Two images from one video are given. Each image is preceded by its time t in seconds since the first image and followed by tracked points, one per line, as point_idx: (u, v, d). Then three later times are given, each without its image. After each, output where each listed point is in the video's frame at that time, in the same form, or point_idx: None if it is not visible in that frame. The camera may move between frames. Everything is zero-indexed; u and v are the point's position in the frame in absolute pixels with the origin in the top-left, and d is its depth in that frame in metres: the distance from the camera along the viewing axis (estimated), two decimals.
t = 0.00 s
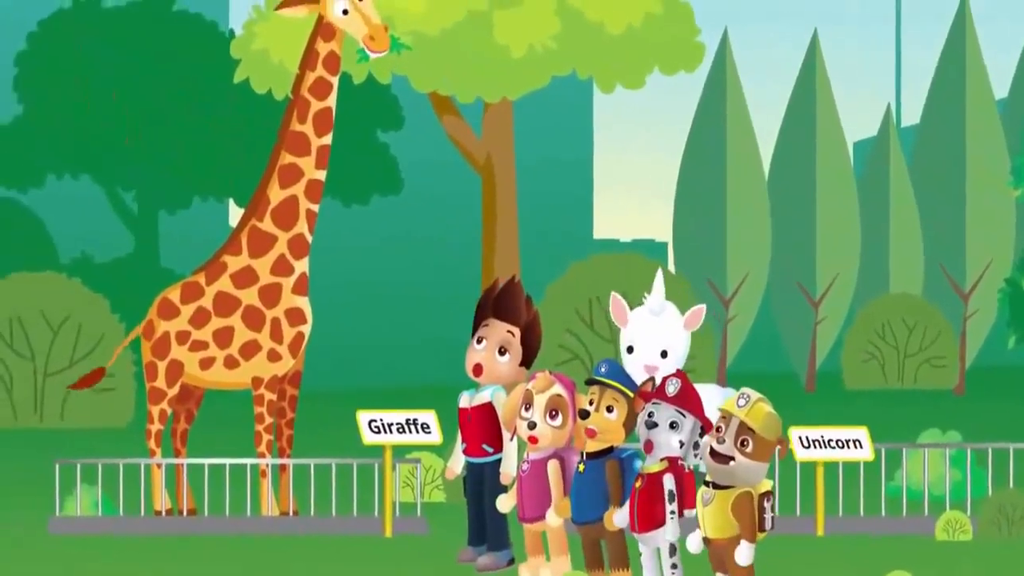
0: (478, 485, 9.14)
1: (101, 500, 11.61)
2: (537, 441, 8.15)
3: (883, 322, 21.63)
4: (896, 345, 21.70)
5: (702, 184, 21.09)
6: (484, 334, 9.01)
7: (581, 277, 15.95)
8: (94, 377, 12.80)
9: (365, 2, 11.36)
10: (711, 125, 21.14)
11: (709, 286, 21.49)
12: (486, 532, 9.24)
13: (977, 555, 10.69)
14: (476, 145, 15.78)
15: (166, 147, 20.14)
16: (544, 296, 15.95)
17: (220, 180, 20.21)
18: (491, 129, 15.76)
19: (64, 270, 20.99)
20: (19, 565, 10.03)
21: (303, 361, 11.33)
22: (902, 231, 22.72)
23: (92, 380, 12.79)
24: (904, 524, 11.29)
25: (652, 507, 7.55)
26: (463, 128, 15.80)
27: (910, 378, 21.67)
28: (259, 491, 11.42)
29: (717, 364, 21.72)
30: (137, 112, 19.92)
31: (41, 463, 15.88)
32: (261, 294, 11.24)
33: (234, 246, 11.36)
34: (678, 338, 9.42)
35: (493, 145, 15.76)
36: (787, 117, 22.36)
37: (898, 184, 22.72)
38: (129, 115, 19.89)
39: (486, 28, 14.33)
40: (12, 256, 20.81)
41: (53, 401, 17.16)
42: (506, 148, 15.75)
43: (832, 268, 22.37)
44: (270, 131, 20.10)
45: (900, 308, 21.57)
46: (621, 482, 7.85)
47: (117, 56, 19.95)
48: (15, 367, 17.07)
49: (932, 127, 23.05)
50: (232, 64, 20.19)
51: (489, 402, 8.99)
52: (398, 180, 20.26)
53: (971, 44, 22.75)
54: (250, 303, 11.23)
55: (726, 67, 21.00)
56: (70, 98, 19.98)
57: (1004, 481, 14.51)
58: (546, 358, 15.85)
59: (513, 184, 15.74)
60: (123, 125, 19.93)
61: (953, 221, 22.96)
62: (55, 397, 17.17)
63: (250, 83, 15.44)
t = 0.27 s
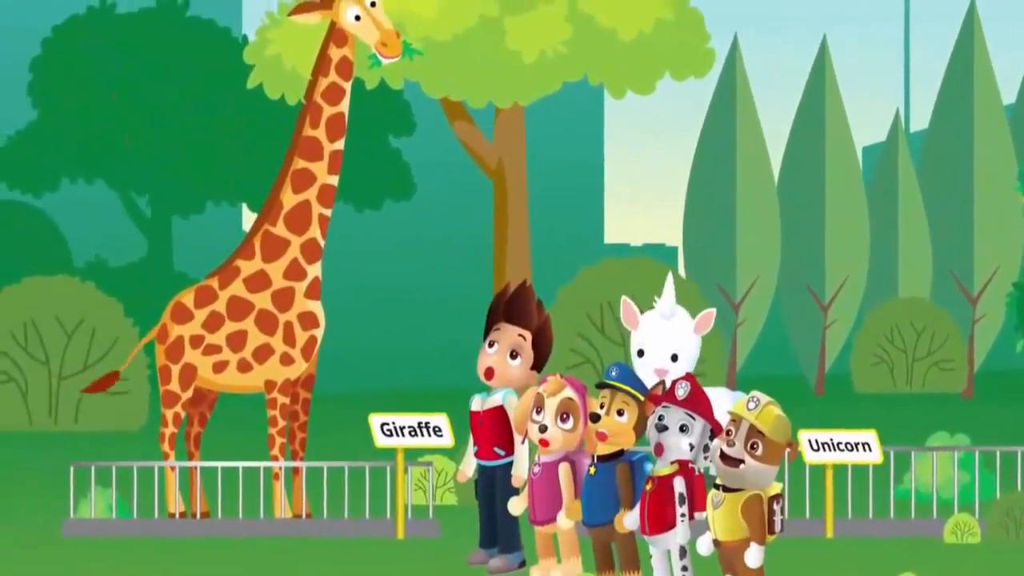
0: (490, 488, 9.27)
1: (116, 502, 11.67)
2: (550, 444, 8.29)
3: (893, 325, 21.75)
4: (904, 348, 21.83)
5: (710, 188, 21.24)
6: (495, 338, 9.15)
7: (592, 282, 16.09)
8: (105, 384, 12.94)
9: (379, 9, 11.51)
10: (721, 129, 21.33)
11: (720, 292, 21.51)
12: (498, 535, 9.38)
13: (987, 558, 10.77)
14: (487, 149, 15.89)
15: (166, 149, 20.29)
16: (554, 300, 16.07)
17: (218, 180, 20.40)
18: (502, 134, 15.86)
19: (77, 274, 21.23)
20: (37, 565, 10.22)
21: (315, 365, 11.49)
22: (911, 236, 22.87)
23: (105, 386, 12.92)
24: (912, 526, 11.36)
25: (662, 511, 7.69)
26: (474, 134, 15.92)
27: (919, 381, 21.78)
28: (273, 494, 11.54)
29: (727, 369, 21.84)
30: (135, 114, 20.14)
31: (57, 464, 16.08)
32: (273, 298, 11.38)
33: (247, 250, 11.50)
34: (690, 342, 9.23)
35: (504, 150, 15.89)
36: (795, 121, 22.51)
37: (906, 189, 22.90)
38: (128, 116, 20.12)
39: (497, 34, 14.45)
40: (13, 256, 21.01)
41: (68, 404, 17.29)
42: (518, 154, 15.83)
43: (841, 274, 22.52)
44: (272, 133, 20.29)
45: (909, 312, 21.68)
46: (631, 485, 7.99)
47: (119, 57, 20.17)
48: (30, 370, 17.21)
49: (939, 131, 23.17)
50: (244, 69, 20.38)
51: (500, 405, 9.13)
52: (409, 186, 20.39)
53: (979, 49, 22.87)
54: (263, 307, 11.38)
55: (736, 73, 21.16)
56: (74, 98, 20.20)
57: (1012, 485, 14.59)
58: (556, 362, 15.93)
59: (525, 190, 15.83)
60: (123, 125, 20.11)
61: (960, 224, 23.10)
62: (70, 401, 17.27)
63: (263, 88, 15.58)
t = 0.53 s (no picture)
0: (496, 489, 9.32)
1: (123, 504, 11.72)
2: (556, 446, 8.33)
3: (897, 327, 21.81)
4: (908, 350, 21.88)
5: (715, 190, 21.28)
6: (501, 340, 9.21)
7: (595, 284, 16.09)
8: (136, 406, 13.07)
9: (384, 16, 11.58)
10: (727, 132, 21.38)
11: (725, 292, 21.82)
12: (504, 535, 9.43)
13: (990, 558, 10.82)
14: (493, 151, 15.84)
15: (168, 150, 20.40)
16: (561, 301, 16.12)
17: (220, 181, 20.64)
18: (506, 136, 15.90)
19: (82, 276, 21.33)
20: (46, 565, 10.31)
21: (321, 366, 11.56)
22: (916, 238, 22.91)
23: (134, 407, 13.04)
24: (916, 527, 11.39)
25: (668, 512, 7.74)
26: (480, 136, 15.97)
27: (922, 383, 21.86)
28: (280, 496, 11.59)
29: (731, 371, 21.92)
30: (139, 115, 20.18)
31: (64, 465, 16.16)
32: (280, 300, 11.46)
33: (254, 252, 11.56)
34: (706, 354, 8.95)
35: (509, 151, 15.82)
36: (799, 124, 22.59)
37: (911, 191, 22.94)
38: (132, 117, 20.16)
39: (504, 37, 14.52)
40: (13, 256, 21.12)
41: (75, 404, 17.25)
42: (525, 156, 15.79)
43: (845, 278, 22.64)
44: (273, 134, 20.42)
45: (914, 314, 21.74)
46: (637, 486, 8.03)
47: (123, 58, 20.22)
48: (38, 372, 17.26)
49: (942, 134, 23.21)
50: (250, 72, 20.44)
51: (506, 407, 9.18)
52: (415, 189, 20.43)
53: (983, 52, 22.91)
54: (269, 309, 11.45)
55: (741, 77, 21.23)
56: (78, 100, 20.28)
57: (1016, 486, 14.64)
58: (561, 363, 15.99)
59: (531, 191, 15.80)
60: (128, 127, 20.16)
61: (963, 227, 23.14)
62: (77, 402, 17.25)
63: (270, 90, 15.63)
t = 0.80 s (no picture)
0: (497, 489, 9.32)
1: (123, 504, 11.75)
2: (556, 446, 8.34)
3: (897, 327, 21.81)
4: (908, 351, 21.89)
5: (715, 190, 21.32)
6: (502, 340, 9.21)
7: (595, 284, 16.07)
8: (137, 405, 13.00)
9: (385, 15, 11.59)
10: (727, 133, 21.42)
11: (723, 291, 21.69)
12: (504, 536, 9.43)
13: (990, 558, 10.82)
14: (493, 151, 15.87)
15: (167, 150, 20.40)
16: (561, 302, 16.12)
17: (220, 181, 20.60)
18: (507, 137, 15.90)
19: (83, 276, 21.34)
20: (46, 565, 10.33)
21: (322, 366, 11.56)
22: (917, 239, 22.90)
23: (132, 403, 12.97)
24: (916, 528, 11.40)
25: (668, 513, 7.75)
26: (481, 137, 15.97)
27: (923, 383, 21.87)
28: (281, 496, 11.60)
29: (731, 371, 21.93)
30: (139, 114, 20.18)
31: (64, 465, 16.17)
32: (280, 300, 11.46)
33: (254, 253, 11.56)
34: (704, 352, 8.96)
35: (509, 152, 15.83)
36: (799, 125, 22.64)
37: (912, 191, 22.95)
38: (132, 117, 20.17)
39: (504, 38, 14.52)
40: (13, 256, 21.13)
41: (75, 405, 17.28)
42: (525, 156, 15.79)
43: (846, 278, 22.64)
44: (272, 133, 20.45)
45: (914, 314, 21.76)
46: (637, 486, 8.04)
47: (123, 58, 20.19)
48: (38, 373, 17.26)
49: (942, 134, 23.26)
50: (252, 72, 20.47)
51: (506, 407, 9.18)
52: (415, 189, 20.44)
53: (983, 52, 22.96)
54: (270, 309, 11.46)
55: (740, 77, 21.29)
56: (78, 100, 20.27)
57: (1016, 486, 14.65)
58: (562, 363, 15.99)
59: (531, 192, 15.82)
60: (130, 127, 20.17)
61: (962, 227, 23.19)
62: (77, 402, 17.28)
63: (270, 91, 15.66)
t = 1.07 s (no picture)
0: (497, 489, 9.32)
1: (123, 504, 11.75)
2: (556, 446, 8.34)
3: (897, 327, 21.81)
4: (908, 351, 21.90)
5: (716, 190, 21.32)
6: (501, 340, 9.21)
7: (595, 284, 16.14)
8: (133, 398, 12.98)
9: (385, 11, 11.61)
10: (727, 133, 21.42)
11: (725, 292, 21.69)
12: (505, 536, 9.43)
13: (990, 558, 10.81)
14: (493, 151, 15.87)
15: (168, 150, 20.42)
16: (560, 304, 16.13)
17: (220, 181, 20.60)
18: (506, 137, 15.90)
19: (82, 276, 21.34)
20: (45, 565, 10.34)
21: (322, 366, 11.56)
22: (917, 239, 22.90)
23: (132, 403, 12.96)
24: (916, 528, 11.40)
25: (668, 513, 7.75)
26: (481, 137, 15.96)
27: (923, 383, 21.87)
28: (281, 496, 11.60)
29: (732, 371, 21.94)
30: (139, 114, 20.18)
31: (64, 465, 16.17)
32: (280, 300, 11.46)
33: (254, 253, 11.56)
34: (693, 343, 8.98)
35: (509, 152, 15.83)
36: (799, 125, 22.64)
37: (912, 192, 22.95)
38: (132, 117, 20.16)
39: (505, 37, 14.53)
40: (13, 256, 21.14)
41: (76, 405, 17.29)
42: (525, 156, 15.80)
43: (846, 277, 22.64)
44: (272, 133, 20.45)
45: (914, 314, 21.76)
46: (637, 486, 8.03)
47: (123, 57, 20.17)
48: (38, 373, 17.27)
49: (942, 134, 23.26)
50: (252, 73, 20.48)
51: (506, 408, 9.17)
52: (415, 189, 20.45)
53: (983, 52, 22.97)
54: (270, 309, 11.46)
55: (740, 77, 21.30)
56: (79, 100, 20.27)
57: (1017, 487, 14.65)
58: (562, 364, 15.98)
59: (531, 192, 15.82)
60: (130, 127, 20.17)
61: (963, 227, 23.19)
62: (77, 403, 17.31)
63: (271, 91, 15.66)
